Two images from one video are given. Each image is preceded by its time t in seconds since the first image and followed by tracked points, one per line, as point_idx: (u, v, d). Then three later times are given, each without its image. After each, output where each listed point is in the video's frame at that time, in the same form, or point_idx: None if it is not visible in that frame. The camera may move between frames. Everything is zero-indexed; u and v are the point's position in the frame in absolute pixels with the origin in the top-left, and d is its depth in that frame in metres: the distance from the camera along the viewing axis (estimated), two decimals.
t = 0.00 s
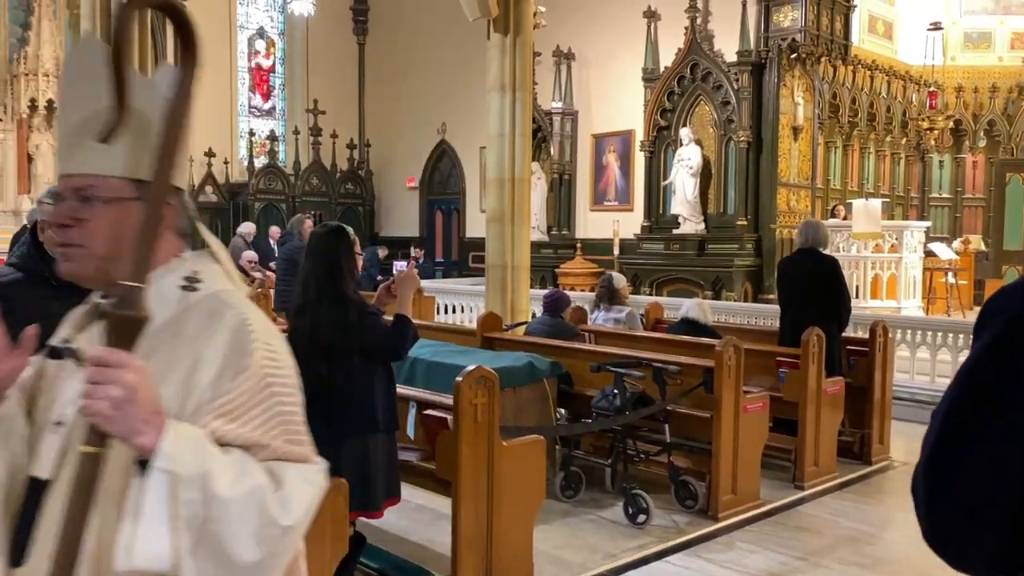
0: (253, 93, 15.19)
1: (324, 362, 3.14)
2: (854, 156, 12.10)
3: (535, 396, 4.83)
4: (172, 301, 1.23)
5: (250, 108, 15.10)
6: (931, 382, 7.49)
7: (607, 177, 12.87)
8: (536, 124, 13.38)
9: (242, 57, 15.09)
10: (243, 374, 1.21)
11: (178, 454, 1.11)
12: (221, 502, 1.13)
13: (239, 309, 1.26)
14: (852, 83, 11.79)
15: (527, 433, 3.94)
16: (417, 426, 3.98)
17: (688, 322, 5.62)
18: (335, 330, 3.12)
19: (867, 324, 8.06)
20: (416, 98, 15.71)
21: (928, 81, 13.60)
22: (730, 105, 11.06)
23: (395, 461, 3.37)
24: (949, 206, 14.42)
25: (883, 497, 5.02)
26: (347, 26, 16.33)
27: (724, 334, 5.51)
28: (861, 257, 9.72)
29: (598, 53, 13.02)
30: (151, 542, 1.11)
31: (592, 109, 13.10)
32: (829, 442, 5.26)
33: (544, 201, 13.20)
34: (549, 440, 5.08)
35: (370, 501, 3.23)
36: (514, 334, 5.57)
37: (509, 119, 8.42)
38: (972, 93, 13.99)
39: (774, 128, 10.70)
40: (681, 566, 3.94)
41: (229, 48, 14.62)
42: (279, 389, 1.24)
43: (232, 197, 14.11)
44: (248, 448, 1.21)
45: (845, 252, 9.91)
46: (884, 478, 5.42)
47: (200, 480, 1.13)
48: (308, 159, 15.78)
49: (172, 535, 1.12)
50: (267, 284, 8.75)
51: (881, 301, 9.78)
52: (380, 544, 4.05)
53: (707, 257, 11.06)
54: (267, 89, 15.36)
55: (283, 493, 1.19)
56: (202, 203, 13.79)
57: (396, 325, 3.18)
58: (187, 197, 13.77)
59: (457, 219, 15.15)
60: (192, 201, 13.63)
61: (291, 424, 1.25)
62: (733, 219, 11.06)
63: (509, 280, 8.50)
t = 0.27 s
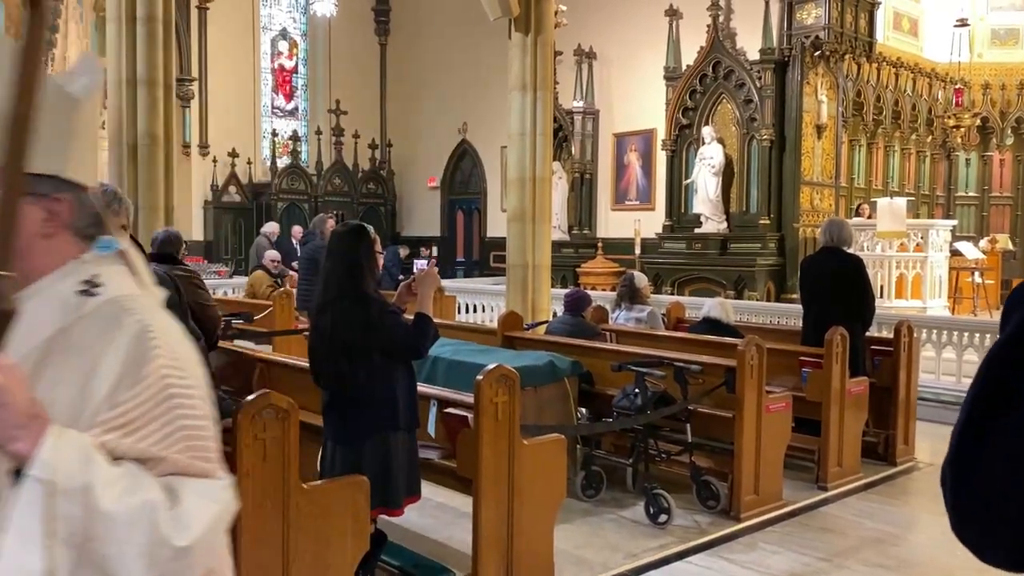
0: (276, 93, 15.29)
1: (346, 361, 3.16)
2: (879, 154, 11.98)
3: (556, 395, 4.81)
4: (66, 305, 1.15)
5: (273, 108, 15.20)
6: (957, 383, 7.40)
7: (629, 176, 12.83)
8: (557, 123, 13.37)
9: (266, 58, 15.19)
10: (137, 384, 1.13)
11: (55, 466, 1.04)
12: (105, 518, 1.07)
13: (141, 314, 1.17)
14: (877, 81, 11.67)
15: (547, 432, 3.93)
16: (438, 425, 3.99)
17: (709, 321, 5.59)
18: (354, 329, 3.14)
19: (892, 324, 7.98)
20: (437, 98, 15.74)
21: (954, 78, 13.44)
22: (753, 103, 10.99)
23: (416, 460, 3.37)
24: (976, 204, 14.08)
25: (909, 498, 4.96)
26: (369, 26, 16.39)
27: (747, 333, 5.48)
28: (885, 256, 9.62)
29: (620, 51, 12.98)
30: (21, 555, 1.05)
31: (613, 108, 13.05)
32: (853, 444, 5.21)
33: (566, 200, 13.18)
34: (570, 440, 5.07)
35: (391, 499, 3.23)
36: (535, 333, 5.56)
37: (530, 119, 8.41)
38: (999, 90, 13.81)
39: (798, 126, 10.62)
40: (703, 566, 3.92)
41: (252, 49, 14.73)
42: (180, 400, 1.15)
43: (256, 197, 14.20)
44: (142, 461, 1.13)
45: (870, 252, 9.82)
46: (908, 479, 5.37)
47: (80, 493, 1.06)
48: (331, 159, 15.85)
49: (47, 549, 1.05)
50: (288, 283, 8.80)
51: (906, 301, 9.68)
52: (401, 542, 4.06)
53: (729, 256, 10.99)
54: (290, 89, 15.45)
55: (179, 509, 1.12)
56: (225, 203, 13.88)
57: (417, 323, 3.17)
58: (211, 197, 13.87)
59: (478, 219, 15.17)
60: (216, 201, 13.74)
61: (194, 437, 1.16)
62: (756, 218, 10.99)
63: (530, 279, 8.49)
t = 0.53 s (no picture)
0: (299, 93, 15.40)
1: (370, 360, 3.17)
2: (906, 151, 11.84)
3: (579, 394, 4.80)
4: None
5: (297, 108, 15.31)
6: (986, 384, 7.30)
7: (652, 175, 12.77)
8: (580, 122, 13.34)
9: (290, 58, 15.30)
10: (1, 400, 0.91)
11: None
12: None
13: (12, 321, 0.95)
14: (904, 78, 11.54)
15: (569, 432, 3.93)
16: (459, 423, 3.99)
17: (733, 320, 5.55)
18: (375, 328, 3.14)
19: (919, 323, 7.89)
20: (459, 98, 15.77)
21: (983, 75, 13.26)
22: (777, 101, 10.91)
23: (439, 459, 3.37)
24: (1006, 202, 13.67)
25: (937, 500, 4.90)
26: (392, 26, 16.44)
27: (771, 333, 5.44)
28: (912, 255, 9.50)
29: (642, 49, 12.93)
30: None
31: (636, 107, 13.01)
32: (879, 446, 5.15)
33: (588, 199, 13.14)
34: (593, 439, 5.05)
35: (413, 498, 3.24)
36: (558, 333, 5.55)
37: (553, 117, 8.39)
38: None
39: (823, 123, 10.53)
40: (728, 567, 3.89)
41: (276, 49, 14.84)
42: (60, 404, 0.95)
43: (280, 196, 14.29)
44: (20, 475, 0.92)
45: (897, 250, 9.71)
46: (937, 481, 5.30)
47: None
48: (354, 159, 15.93)
49: None
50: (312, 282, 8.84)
51: (934, 300, 9.56)
52: (424, 541, 4.06)
53: (754, 255, 10.91)
54: (313, 89, 15.56)
55: (59, 526, 0.90)
56: (250, 202, 13.98)
57: (439, 322, 3.17)
58: (236, 197, 13.98)
59: (500, 218, 15.17)
60: (241, 200, 13.85)
61: (76, 443, 0.96)
62: (780, 216, 10.90)
63: (552, 278, 8.47)
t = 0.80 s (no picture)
0: (333, 95, 15.54)
1: (403, 361, 3.19)
2: (946, 150, 11.63)
3: (610, 396, 4.77)
4: None
5: (331, 110, 15.46)
6: None
7: (685, 174, 12.68)
8: (612, 122, 13.30)
9: (323, 60, 15.45)
10: None
11: None
12: None
13: None
14: (943, 75, 11.33)
15: (600, 434, 3.91)
16: (492, 424, 3.98)
17: (768, 321, 5.48)
18: (405, 330, 3.15)
19: (958, 325, 7.74)
20: (491, 98, 15.79)
21: None
22: (813, 98, 10.78)
23: (471, 460, 3.37)
24: None
25: (977, 506, 4.80)
26: (425, 27, 16.52)
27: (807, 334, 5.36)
28: (952, 255, 9.32)
29: (675, 47, 12.85)
30: None
31: (669, 106, 12.93)
32: (918, 449, 5.06)
33: (621, 198, 13.08)
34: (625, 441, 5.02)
35: (445, 499, 3.24)
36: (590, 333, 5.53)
37: (585, 117, 8.36)
38: None
39: (860, 121, 10.40)
40: (762, 572, 3.84)
41: (310, 51, 14.99)
42: None
43: (314, 197, 14.39)
44: None
45: (936, 250, 9.54)
46: (977, 486, 5.20)
47: None
48: (387, 160, 16.02)
49: None
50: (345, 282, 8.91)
51: (974, 301, 9.38)
52: (456, 542, 4.06)
53: (789, 255, 10.78)
54: (347, 91, 15.70)
55: None
56: (284, 203, 14.12)
57: (472, 325, 3.17)
58: (271, 198, 14.14)
59: (532, 218, 15.14)
60: (275, 201, 14.00)
61: None
62: (816, 216, 10.76)
63: (584, 279, 8.44)
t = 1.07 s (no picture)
0: (388, 94, 15.73)
1: (459, 356, 3.19)
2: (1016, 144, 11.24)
3: (666, 395, 4.73)
4: None
5: (385, 109, 15.64)
6: None
7: (741, 170, 12.49)
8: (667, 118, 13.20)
9: (378, 59, 15.63)
10: None
11: None
12: None
13: None
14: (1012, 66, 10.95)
15: (654, 433, 3.88)
16: (545, 421, 3.98)
17: (829, 320, 5.37)
18: (464, 325, 3.15)
19: None
20: (544, 95, 15.77)
21: None
22: (874, 92, 10.54)
23: (526, 457, 3.36)
24: None
25: None
26: (478, 25, 16.56)
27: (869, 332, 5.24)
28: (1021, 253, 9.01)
29: (732, 42, 12.67)
30: None
31: (725, 101, 12.76)
32: (985, 451, 4.92)
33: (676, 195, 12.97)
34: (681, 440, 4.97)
35: (501, 495, 3.24)
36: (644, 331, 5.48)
37: (639, 113, 8.29)
38: None
39: (924, 115, 10.16)
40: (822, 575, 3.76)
41: (367, 51, 15.21)
42: None
43: (369, 195, 14.35)
44: None
45: (1004, 247, 9.24)
46: None
47: None
48: (440, 158, 16.11)
49: None
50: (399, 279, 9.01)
51: None
52: (511, 538, 4.06)
53: (848, 252, 10.55)
54: (401, 89, 15.87)
55: None
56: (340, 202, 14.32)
57: (528, 320, 3.19)
58: (326, 197, 14.35)
59: (584, 216, 15.08)
60: (331, 200, 14.21)
61: None
62: (877, 212, 10.51)
63: (638, 277, 8.37)
